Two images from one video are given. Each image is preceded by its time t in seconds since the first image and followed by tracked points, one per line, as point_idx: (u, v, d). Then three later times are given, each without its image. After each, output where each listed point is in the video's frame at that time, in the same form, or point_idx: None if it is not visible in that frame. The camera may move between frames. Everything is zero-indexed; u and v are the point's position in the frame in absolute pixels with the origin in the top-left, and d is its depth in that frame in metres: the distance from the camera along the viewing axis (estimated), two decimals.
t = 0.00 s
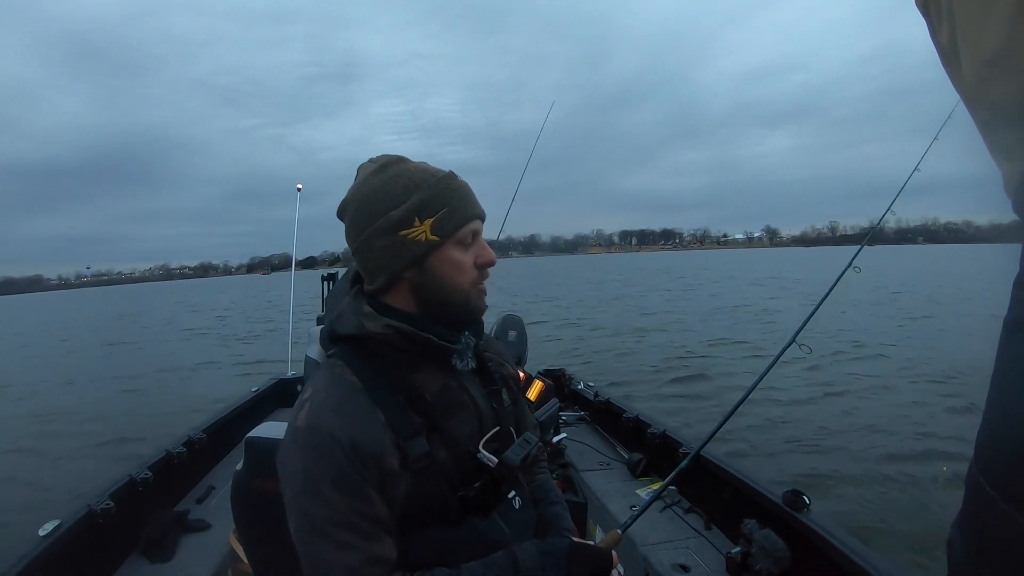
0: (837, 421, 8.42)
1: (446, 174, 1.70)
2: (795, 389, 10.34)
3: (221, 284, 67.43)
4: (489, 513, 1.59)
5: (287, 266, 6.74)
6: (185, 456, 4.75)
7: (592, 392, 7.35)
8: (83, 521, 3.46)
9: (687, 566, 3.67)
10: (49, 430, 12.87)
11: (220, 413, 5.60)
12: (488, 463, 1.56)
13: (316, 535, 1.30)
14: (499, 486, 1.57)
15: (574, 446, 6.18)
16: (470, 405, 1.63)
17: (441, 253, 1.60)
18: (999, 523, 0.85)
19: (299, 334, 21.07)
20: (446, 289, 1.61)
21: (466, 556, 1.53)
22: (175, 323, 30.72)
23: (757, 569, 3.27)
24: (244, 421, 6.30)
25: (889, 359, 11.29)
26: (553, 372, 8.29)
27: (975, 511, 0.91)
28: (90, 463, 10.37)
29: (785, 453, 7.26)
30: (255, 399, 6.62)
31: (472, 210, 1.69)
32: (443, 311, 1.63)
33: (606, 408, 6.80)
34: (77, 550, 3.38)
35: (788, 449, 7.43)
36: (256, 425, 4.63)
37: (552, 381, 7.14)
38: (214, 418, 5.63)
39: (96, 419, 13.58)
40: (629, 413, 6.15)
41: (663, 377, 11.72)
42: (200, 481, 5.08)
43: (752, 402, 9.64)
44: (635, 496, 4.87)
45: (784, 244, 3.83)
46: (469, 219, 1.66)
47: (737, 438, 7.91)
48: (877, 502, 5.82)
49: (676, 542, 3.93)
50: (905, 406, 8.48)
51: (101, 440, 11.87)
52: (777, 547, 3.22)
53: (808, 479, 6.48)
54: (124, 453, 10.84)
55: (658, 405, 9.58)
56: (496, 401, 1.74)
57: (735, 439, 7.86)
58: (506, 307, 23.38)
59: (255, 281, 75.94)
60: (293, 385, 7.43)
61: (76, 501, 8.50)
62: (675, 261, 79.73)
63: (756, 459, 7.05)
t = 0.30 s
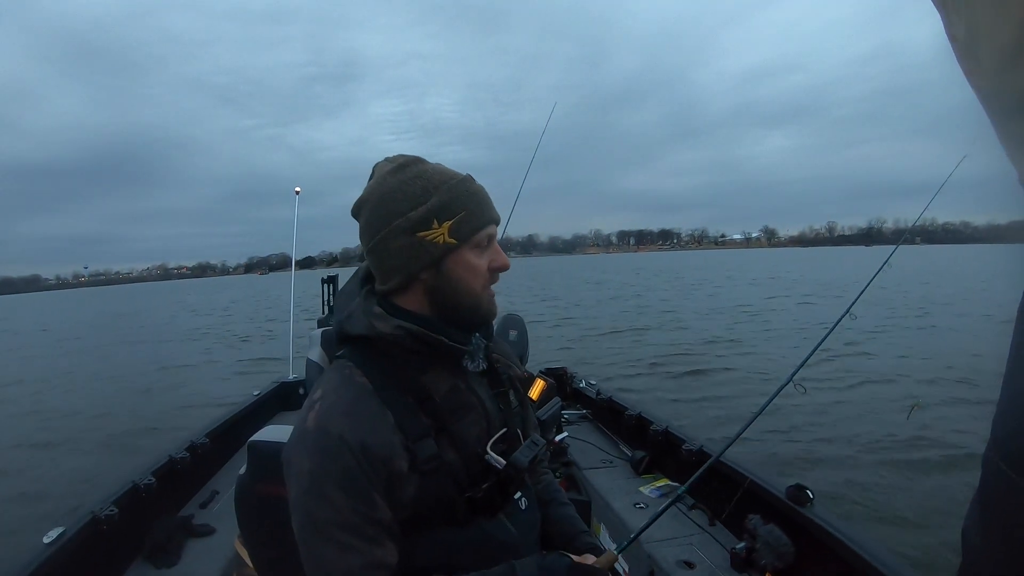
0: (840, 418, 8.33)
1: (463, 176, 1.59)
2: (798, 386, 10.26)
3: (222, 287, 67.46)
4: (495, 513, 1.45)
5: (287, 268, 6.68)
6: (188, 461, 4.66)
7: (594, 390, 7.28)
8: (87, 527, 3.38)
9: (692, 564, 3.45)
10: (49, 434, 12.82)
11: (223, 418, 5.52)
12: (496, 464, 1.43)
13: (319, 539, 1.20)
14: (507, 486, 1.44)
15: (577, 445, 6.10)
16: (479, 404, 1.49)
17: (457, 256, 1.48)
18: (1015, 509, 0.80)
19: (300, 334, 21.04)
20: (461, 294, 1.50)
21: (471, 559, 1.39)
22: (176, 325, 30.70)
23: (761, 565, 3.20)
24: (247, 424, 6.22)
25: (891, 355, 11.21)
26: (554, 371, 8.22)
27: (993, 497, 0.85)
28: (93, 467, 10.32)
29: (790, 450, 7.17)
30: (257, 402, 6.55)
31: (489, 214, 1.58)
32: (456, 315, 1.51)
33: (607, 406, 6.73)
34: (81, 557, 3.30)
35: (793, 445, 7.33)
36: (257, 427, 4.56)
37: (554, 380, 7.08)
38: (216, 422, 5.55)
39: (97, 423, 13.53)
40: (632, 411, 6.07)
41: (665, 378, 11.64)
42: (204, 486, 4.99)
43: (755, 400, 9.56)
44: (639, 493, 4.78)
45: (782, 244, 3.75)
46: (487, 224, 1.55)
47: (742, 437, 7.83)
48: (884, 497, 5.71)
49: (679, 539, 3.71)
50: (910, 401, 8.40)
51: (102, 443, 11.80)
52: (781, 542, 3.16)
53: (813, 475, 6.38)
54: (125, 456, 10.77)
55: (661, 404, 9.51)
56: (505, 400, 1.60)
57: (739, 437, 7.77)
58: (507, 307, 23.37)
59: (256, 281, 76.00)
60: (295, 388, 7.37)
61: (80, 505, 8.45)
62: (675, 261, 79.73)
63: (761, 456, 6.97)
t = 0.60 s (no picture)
0: (839, 418, 8.34)
1: (454, 177, 1.55)
2: (797, 387, 10.29)
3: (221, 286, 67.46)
4: (490, 513, 1.44)
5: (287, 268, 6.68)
6: (188, 461, 4.67)
7: (594, 389, 7.30)
8: (87, 528, 3.38)
9: (691, 563, 3.45)
10: (48, 433, 12.79)
11: (222, 419, 5.53)
12: (488, 465, 1.41)
13: (311, 541, 1.20)
14: (501, 487, 1.43)
15: (577, 445, 6.11)
16: (473, 405, 1.47)
17: (450, 259, 1.45)
18: (1010, 514, 0.78)
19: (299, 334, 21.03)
20: (453, 297, 1.46)
21: (465, 558, 1.37)
22: (175, 325, 30.70)
23: (761, 564, 3.16)
24: (247, 425, 6.22)
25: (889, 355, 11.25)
26: (554, 372, 8.24)
27: (998, 493, 0.81)
28: (92, 467, 10.32)
29: (789, 450, 7.19)
30: (256, 402, 6.56)
31: (482, 215, 1.54)
32: (450, 319, 1.48)
33: (607, 406, 6.74)
34: (81, 558, 3.30)
35: (792, 445, 7.35)
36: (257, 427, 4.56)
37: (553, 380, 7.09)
38: (215, 423, 5.56)
39: (96, 423, 13.51)
40: (632, 410, 6.09)
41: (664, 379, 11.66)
42: (203, 486, 4.99)
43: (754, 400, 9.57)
44: (639, 493, 4.79)
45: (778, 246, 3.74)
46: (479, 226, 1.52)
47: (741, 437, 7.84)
48: (883, 497, 5.73)
49: (679, 538, 3.71)
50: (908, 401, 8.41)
51: (101, 444, 11.80)
52: (782, 541, 3.13)
53: (812, 475, 6.40)
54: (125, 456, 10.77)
55: (660, 406, 9.52)
56: (500, 401, 1.58)
57: (738, 437, 7.78)
58: (506, 308, 23.41)
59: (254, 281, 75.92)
60: (294, 388, 7.37)
61: (80, 506, 8.44)
62: (673, 262, 79.95)
63: (760, 456, 6.98)
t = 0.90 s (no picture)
0: (834, 420, 8.42)
1: (424, 177, 1.59)
2: (794, 387, 10.38)
3: (220, 284, 67.50)
4: (480, 516, 1.53)
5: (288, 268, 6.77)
6: (185, 457, 4.76)
7: (593, 392, 7.41)
8: (83, 521, 3.47)
9: (687, 566, 3.54)
10: (46, 429, 12.82)
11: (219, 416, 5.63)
12: (480, 467, 1.52)
13: (292, 539, 1.27)
14: (490, 489, 1.53)
15: (574, 446, 6.21)
16: (464, 408, 1.57)
17: (387, 259, 1.52)
18: (1005, 516, 0.87)
19: (298, 332, 21.07)
20: (396, 295, 1.53)
21: (452, 559, 1.44)
22: (174, 322, 30.77)
23: (757, 568, 3.23)
24: (244, 421, 6.31)
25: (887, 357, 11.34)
26: (553, 373, 8.34)
27: (979, 505, 0.93)
28: (90, 461, 10.38)
29: (785, 451, 7.27)
30: (255, 400, 6.65)
31: (429, 213, 1.53)
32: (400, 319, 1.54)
33: (605, 408, 6.84)
34: (78, 551, 3.39)
35: (788, 447, 7.43)
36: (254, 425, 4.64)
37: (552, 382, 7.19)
38: (213, 420, 5.66)
39: (93, 418, 13.54)
40: (630, 413, 6.19)
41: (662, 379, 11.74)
42: (200, 482, 5.08)
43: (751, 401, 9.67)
44: (635, 496, 4.87)
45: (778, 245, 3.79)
46: (418, 225, 1.51)
47: (737, 437, 7.92)
48: (876, 501, 5.81)
49: (675, 541, 3.80)
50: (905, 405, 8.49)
51: (99, 439, 11.84)
52: (778, 546, 3.21)
53: (807, 476, 6.47)
54: (123, 452, 10.81)
55: (658, 405, 9.61)
56: (491, 405, 1.68)
57: (735, 438, 7.87)
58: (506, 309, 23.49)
59: (252, 279, 76.04)
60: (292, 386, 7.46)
61: (78, 501, 8.49)
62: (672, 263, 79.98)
63: (756, 457, 7.06)
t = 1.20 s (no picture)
0: (832, 418, 8.45)
1: (448, 180, 1.65)
2: (793, 386, 10.41)
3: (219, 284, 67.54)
4: (478, 516, 1.55)
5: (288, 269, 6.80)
6: (184, 455, 4.79)
7: (592, 392, 7.44)
8: (81, 519, 3.50)
9: (686, 567, 3.58)
10: (45, 428, 12.83)
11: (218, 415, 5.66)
12: (478, 467, 1.54)
13: (288, 536, 1.29)
14: (488, 489, 1.55)
15: (573, 446, 6.24)
16: (462, 409, 1.61)
17: (398, 250, 1.56)
18: (999, 518, 0.84)
19: (297, 332, 21.08)
20: (403, 288, 1.56)
21: (449, 560, 1.46)
22: (174, 321, 30.78)
23: (755, 569, 3.26)
24: (243, 421, 6.34)
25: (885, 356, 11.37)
26: (552, 373, 8.39)
27: (970, 507, 0.90)
28: (89, 460, 10.41)
29: (784, 450, 7.29)
30: (254, 399, 6.69)
31: (445, 212, 1.57)
32: (402, 312, 1.57)
33: (605, 409, 6.87)
34: (77, 549, 3.42)
35: (786, 445, 7.46)
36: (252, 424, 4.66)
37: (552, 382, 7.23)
38: (212, 419, 5.70)
39: (91, 418, 13.56)
40: (629, 414, 6.21)
41: (660, 378, 11.77)
42: (199, 481, 5.10)
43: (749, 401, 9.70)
44: (635, 497, 4.88)
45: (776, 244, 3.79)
46: (433, 222, 1.55)
47: (736, 436, 7.95)
48: (873, 498, 5.82)
49: (674, 543, 3.84)
50: (903, 404, 8.52)
51: (97, 438, 11.86)
52: (776, 548, 3.17)
53: (804, 474, 6.50)
54: (121, 452, 10.82)
55: (656, 404, 9.64)
56: (490, 406, 1.71)
57: (733, 437, 7.90)
58: (506, 309, 23.51)
59: (252, 279, 76.14)
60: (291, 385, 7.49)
61: (76, 500, 8.50)
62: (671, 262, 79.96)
63: (755, 456, 7.08)
